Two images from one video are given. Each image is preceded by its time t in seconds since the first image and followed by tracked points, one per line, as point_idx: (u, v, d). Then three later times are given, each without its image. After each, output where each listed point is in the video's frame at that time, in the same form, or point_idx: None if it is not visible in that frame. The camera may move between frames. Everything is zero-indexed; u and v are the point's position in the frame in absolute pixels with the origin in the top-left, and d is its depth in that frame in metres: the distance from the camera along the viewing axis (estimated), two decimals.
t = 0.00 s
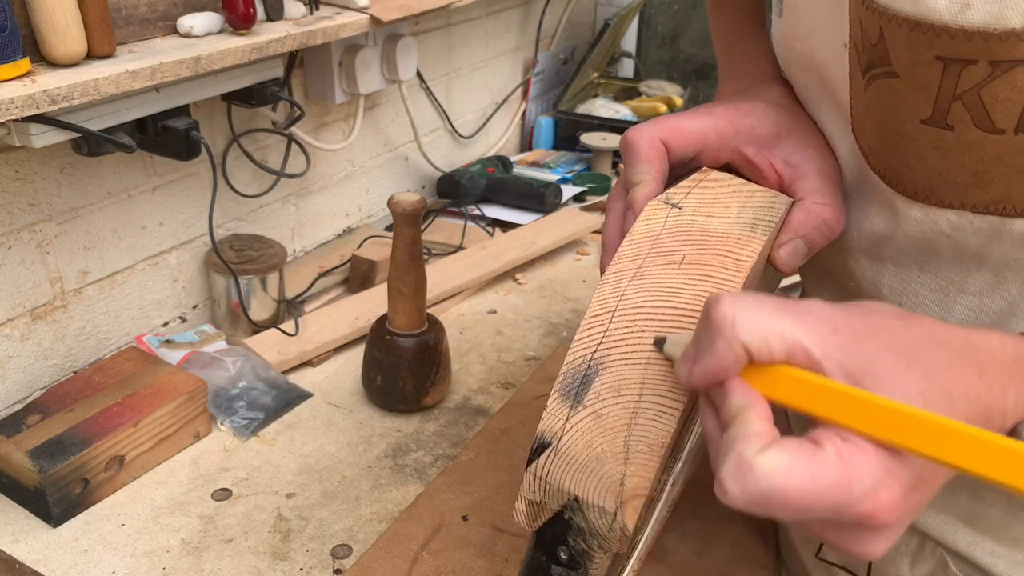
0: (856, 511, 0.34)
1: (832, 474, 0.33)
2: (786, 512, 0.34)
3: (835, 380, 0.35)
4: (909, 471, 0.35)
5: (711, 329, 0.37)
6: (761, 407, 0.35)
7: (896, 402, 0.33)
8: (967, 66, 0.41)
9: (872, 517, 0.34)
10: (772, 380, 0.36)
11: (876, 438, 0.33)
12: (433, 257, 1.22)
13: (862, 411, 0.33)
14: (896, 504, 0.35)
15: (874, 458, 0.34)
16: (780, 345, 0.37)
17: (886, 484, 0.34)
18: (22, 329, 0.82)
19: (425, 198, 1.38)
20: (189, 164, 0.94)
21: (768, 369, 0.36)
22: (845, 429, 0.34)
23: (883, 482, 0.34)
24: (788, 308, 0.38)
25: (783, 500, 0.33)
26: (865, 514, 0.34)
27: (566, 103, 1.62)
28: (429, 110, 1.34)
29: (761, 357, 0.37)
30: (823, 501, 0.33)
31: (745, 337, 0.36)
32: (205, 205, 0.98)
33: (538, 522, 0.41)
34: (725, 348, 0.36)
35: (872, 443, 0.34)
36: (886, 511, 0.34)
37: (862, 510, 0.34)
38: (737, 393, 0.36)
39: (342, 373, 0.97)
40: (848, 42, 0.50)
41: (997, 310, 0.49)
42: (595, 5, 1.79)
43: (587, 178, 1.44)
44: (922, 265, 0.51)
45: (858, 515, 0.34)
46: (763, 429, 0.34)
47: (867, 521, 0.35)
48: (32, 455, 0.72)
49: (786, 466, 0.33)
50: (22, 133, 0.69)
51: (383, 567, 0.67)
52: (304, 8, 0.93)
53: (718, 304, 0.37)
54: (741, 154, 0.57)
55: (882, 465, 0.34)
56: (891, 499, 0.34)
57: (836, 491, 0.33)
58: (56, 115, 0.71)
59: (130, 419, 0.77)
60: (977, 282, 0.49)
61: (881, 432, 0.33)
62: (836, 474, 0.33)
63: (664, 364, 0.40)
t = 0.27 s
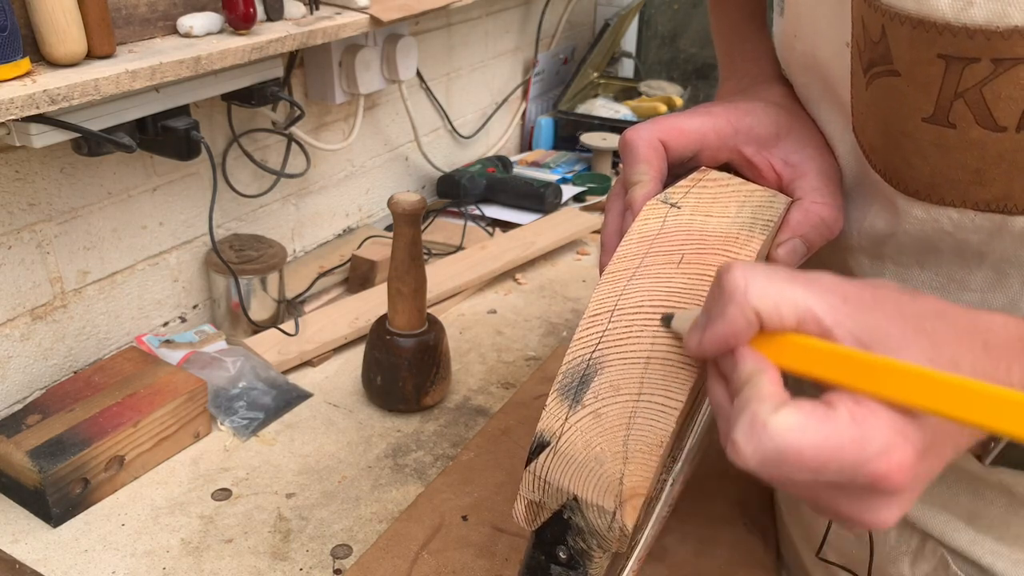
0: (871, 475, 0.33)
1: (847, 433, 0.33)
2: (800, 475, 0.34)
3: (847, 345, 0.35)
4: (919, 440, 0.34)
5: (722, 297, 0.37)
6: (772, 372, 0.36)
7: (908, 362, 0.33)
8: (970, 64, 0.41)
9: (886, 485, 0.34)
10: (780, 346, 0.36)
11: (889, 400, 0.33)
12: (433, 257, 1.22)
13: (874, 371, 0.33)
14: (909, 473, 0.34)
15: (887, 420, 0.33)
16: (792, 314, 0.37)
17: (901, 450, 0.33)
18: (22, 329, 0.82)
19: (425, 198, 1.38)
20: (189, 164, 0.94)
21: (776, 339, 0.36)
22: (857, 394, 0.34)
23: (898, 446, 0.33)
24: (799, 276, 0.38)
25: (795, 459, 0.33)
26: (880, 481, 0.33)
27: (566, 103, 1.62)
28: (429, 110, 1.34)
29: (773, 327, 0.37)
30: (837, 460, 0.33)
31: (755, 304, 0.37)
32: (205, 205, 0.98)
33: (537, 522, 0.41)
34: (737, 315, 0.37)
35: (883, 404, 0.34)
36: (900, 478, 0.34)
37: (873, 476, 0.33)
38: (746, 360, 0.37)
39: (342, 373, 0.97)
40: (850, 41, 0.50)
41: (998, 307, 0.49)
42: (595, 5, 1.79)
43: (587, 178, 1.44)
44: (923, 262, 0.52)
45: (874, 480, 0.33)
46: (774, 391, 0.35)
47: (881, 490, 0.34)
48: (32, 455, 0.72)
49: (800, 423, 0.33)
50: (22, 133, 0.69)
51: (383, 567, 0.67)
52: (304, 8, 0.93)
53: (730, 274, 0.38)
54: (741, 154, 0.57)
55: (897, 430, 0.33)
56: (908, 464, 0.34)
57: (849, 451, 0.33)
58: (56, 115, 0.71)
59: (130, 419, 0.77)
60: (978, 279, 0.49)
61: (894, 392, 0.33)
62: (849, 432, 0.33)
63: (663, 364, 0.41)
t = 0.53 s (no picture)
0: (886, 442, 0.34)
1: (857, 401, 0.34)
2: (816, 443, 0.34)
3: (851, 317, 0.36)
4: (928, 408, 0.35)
5: (728, 272, 0.38)
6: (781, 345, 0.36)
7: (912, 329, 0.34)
8: (972, 61, 0.41)
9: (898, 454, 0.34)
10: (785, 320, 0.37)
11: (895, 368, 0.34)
12: (433, 257, 1.22)
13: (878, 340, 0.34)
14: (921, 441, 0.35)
15: (897, 387, 0.34)
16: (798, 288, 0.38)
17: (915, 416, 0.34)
18: (22, 329, 0.82)
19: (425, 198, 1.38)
20: (189, 164, 0.94)
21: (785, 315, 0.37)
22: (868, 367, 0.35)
23: (913, 415, 0.34)
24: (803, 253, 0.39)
25: (807, 424, 0.34)
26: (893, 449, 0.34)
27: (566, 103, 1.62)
28: (429, 110, 1.34)
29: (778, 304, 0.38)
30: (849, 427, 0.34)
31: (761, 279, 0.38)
32: (204, 205, 0.98)
33: (537, 522, 0.41)
34: (744, 290, 0.37)
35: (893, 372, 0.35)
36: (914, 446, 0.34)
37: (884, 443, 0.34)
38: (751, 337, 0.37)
39: (342, 373, 0.97)
40: (851, 39, 0.50)
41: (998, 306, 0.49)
42: (595, 5, 1.79)
43: (587, 178, 1.44)
44: (922, 261, 0.52)
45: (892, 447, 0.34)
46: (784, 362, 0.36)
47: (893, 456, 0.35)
48: (31, 455, 0.72)
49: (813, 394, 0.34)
50: (22, 133, 0.69)
51: (383, 567, 0.67)
52: (304, 8, 0.93)
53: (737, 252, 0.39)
54: (740, 154, 0.58)
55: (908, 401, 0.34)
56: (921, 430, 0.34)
57: (861, 417, 0.33)
58: (56, 115, 0.71)
59: (130, 419, 0.77)
60: (978, 276, 0.49)
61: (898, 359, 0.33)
62: (863, 399, 0.33)
63: (664, 363, 0.41)
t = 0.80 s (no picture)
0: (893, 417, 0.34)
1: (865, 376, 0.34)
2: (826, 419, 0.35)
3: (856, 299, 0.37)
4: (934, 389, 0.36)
5: (734, 257, 0.39)
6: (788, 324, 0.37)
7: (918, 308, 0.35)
8: (973, 60, 0.41)
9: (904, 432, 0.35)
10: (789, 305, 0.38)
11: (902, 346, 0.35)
12: (432, 257, 1.22)
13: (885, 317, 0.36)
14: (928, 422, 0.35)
15: (904, 364, 0.35)
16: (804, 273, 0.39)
17: (922, 396, 0.35)
18: (22, 329, 0.82)
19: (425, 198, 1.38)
20: (189, 164, 0.94)
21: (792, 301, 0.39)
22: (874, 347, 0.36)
23: (920, 395, 0.35)
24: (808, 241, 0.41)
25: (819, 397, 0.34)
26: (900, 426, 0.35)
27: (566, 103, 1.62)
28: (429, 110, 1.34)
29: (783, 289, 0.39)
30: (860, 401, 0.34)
31: (768, 263, 0.39)
32: (204, 205, 0.98)
33: (537, 522, 0.41)
34: (751, 273, 0.39)
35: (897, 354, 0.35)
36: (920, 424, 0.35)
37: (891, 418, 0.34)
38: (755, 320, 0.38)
39: (342, 373, 0.97)
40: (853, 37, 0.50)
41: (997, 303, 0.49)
42: (595, 5, 1.79)
43: (587, 178, 1.44)
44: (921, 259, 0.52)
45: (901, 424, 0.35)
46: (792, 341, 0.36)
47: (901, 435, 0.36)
48: (31, 455, 0.72)
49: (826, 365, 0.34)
50: (22, 133, 0.69)
51: (383, 567, 0.67)
52: (304, 8, 0.93)
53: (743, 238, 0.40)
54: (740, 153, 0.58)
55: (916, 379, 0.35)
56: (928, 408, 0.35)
57: (871, 391, 0.34)
58: (56, 115, 0.71)
59: (130, 420, 0.77)
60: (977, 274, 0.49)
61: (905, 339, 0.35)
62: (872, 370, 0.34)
63: (665, 363, 0.41)
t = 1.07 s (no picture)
0: (896, 354, 0.33)
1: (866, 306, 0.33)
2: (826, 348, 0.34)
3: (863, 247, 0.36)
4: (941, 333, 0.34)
5: (742, 205, 0.39)
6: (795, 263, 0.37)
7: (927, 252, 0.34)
8: (973, 58, 0.41)
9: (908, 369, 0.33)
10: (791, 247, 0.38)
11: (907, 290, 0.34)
12: (433, 257, 1.22)
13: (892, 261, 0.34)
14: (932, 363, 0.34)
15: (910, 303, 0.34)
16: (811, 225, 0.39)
17: (928, 334, 0.33)
18: (22, 329, 0.82)
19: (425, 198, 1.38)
20: (189, 164, 0.94)
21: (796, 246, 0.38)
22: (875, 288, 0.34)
23: (926, 332, 0.33)
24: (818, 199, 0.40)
25: (816, 322, 0.33)
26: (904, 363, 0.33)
27: (566, 103, 1.62)
28: (429, 109, 1.34)
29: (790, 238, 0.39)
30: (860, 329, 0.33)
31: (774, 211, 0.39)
32: (204, 205, 0.98)
33: (537, 522, 0.41)
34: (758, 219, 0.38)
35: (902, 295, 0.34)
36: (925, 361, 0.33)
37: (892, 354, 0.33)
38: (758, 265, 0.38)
39: (342, 373, 0.97)
40: (853, 37, 0.50)
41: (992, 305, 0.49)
42: (595, 5, 1.79)
43: (587, 178, 1.44)
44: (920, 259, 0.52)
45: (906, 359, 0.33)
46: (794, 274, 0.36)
47: (907, 378, 0.34)
48: (32, 455, 0.71)
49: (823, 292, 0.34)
50: (22, 133, 0.69)
51: (383, 567, 0.67)
52: (304, 8, 0.93)
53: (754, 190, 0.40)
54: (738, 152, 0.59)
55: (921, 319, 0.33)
56: (931, 346, 0.33)
57: (875, 322, 0.33)
58: (56, 115, 0.71)
59: (130, 419, 0.77)
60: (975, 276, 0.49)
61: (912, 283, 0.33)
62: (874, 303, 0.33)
63: (664, 364, 0.41)
